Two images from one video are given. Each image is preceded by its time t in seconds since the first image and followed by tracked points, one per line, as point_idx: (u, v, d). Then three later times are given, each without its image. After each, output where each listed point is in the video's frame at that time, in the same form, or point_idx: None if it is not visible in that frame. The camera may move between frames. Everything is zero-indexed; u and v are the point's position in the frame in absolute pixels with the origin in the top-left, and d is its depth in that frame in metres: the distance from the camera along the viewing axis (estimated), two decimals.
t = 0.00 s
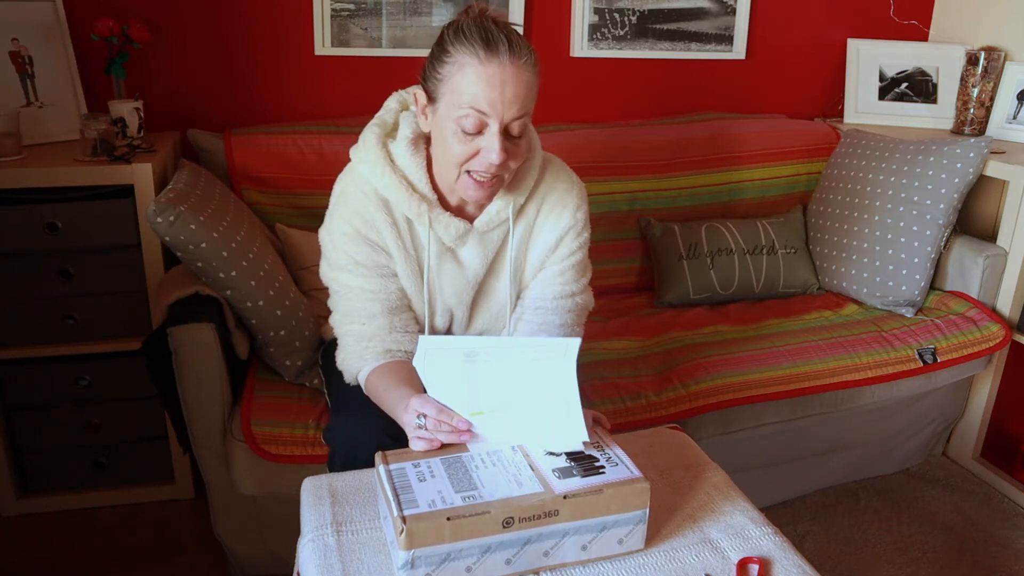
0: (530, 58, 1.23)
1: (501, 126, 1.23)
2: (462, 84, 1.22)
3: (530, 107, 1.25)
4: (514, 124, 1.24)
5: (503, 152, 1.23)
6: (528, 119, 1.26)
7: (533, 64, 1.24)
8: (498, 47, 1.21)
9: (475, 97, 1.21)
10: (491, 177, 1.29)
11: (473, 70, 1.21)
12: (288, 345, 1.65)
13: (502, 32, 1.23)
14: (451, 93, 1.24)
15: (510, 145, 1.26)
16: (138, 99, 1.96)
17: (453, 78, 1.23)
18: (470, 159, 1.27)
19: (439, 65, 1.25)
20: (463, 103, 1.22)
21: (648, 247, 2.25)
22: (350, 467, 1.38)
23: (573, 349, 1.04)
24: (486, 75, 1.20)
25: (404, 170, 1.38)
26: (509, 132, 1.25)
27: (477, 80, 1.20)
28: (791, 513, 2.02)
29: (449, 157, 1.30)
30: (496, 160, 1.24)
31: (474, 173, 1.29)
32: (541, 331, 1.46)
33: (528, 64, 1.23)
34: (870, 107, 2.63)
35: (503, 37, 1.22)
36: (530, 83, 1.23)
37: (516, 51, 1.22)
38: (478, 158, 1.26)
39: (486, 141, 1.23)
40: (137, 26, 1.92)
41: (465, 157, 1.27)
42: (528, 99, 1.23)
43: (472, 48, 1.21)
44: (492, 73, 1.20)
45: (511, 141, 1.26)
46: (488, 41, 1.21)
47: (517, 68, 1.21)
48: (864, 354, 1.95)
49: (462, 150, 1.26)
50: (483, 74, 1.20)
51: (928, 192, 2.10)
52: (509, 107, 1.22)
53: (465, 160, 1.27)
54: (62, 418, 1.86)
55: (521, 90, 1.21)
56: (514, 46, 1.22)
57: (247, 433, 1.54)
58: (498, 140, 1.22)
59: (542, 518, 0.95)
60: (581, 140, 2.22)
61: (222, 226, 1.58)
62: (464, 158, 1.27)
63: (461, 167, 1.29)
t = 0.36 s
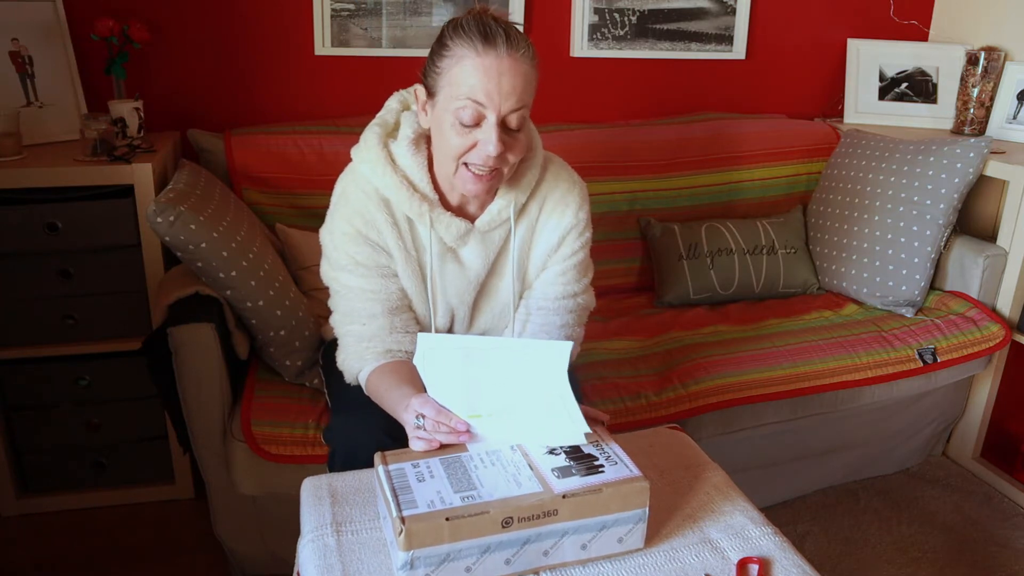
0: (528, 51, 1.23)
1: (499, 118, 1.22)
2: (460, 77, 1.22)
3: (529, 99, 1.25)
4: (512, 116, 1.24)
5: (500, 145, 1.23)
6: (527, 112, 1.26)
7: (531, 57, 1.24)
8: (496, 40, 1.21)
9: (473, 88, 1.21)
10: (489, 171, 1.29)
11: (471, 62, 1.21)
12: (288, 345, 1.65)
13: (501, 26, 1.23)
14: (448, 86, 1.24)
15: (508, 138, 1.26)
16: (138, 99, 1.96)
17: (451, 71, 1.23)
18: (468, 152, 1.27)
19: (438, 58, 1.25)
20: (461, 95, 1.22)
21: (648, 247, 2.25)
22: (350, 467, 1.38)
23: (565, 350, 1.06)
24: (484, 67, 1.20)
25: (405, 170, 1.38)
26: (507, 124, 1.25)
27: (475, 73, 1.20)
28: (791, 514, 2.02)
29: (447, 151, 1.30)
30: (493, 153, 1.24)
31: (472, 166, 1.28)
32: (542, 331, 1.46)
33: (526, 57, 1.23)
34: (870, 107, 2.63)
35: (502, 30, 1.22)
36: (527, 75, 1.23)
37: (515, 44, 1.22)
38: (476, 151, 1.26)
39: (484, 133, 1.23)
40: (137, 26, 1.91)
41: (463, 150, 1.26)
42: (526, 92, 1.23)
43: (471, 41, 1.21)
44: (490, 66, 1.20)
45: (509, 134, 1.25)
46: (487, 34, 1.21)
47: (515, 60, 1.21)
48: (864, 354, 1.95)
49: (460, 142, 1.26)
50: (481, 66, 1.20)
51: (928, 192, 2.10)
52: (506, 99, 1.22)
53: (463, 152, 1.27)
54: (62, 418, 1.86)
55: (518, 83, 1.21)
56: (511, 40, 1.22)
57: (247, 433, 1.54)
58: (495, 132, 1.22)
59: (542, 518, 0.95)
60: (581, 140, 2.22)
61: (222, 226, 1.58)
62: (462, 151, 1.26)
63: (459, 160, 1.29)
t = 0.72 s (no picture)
0: (503, 30, 1.26)
1: (475, 92, 1.24)
2: (437, 57, 1.25)
3: (507, 75, 1.26)
4: (487, 89, 1.25)
5: (476, 117, 1.24)
6: (507, 88, 1.27)
7: (507, 36, 1.26)
8: (469, 18, 1.24)
9: (446, 62, 1.24)
10: (474, 151, 1.27)
11: (445, 40, 1.24)
12: (288, 345, 1.65)
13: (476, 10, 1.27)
14: (428, 68, 1.27)
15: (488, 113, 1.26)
16: (138, 99, 1.96)
17: (430, 53, 1.26)
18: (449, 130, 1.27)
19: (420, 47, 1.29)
20: (438, 73, 1.25)
21: (648, 247, 2.25)
22: (350, 467, 1.37)
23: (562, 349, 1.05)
24: (457, 43, 1.23)
25: (401, 170, 1.38)
26: (485, 100, 1.26)
27: (449, 50, 1.23)
28: (790, 513, 2.02)
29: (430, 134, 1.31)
30: (470, 126, 1.24)
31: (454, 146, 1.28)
32: (542, 330, 1.46)
33: (501, 34, 1.25)
34: (870, 107, 2.63)
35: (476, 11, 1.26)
36: (503, 50, 1.24)
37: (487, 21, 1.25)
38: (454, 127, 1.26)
39: (461, 108, 1.25)
40: (137, 26, 1.92)
41: (443, 128, 1.28)
42: (501, 65, 1.24)
43: (445, 22, 1.25)
44: (463, 42, 1.23)
45: (487, 109, 1.26)
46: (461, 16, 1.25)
47: (488, 36, 1.23)
48: (864, 354, 1.95)
49: (440, 121, 1.27)
50: (455, 43, 1.23)
51: (928, 192, 2.10)
52: (480, 71, 1.23)
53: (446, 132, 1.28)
54: (62, 418, 1.86)
55: (492, 56, 1.23)
56: (485, 19, 1.25)
57: (246, 433, 1.54)
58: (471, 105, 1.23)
59: (535, 524, 0.94)
60: (581, 140, 2.22)
61: (222, 227, 1.58)
62: (442, 129, 1.27)
63: (441, 141, 1.29)
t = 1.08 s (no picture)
0: (492, 37, 1.22)
1: (454, 103, 1.23)
2: (425, 62, 1.24)
3: (488, 87, 1.22)
4: (468, 103, 1.23)
5: (450, 130, 1.23)
6: (489, 101, 1.23)
7: (496, 43, 1.22)
8: (461, 25, 1.22)
9: (431, 71, 1.22)
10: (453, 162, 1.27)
11: (435, 47, 1.23)
12: (289, 345, 1.65)
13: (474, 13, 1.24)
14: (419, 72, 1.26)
15: (467, 124, 1.25)
16: (138, 99, 1.96)
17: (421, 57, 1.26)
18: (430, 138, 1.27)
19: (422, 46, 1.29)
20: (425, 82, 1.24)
21: (648, 247, 2.25)
22: (349, 468, 1.37)
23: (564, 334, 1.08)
24: (444, 52, 1.21)
25: (401, 167, 1.37)
26: (466, 112, 1.24)
27: (434, 57, 1.22)
28: (790, 513, 2.02)
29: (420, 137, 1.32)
30: (446, 138, 1.24)
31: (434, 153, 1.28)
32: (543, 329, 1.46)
33: (491, 42, 1.22)
34: (870, 107, 2.63)
35: (471, 15, 1.23)
36: (490, 63, 1.22)
37: (478, 28, 1.22)
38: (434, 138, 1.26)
39: (440, 118, 1.24)
40: (137, 26, 1.92)
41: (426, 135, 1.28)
42: (484, 78, 1.21)
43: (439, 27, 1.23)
44: (447, 49, 1.21)
45: (466, 121, 1.24)
46: (455, 21, 1.23)
47: (472, 45, 1.21)
48: (864, 354, 1.95)
49: (424, 128, 1.27)
50: (440, 50, 1.22)
51: (928, 192, 2.10)
52: (463, 84, 1.21)
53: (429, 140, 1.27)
54: (62, 418, 1.86)
55: (472, 68, 1.21)
56: (475, 24, 1.22)
57: (246, 433, 1.54)
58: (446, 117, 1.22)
59: (536, 524, 0.95)
60: (581, 140, 2.22)
61: (222, 227, 1.58)
62: (425, 136, 1.27)
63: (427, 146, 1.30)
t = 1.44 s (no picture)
0: (495, 53, 1.21)
1: (459, 122, 1.23)
2: (430, 78, 1.24)
3: (494, 105, 1.22)
4: (474, 120, 1.23)
5: (456, 148, 1.24)
6: (496, 119, 1.24)
7: (501, 58, 1.22)
8: (464, 41, 1.21)
9: (436, 90, 1.23)
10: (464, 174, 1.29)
11: (439, 64, 1.22)
12: (289, 345, 1.65)
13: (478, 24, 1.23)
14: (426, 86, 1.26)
15: (473, 140, 1.25)
16: (138, 99, 1.96)
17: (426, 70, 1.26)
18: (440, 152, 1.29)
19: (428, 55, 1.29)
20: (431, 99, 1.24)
21: (648, 247, 2.25)
22: (349, 468, 1.38)
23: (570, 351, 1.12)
24: (448, 70, 1.21)
25: (410, 169, 1.38)
26: (472, 128, 1.24)
27: (438, 75, 1.22)
28: (791, 514, 2.02)
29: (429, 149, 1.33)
30: (455, 156, 1.25)
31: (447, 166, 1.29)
32: (556, 330, 1.43)
33: (494, 58, 1.21)
34: (870, 107, 2.63)
35: (474, 28, 1.22)
36: (493, 81, 1.21)
37: (481, 44, 1.21)
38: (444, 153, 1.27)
39: (447, 136, 1.25)
40: (136, 26, 1.92)
41: (436, 150, 1.29)
42: (488, 96, 1.21)
43: (443, 43, 1.23)
44: (451, 68, 1.21)
45: (474, 138, 1.25)
46: (458, 36, 1.22)
47: (476, 63, 1.20)
48: (864, 354, 1.95)
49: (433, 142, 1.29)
50: (444, 68, 1.21)
51: (928, 192, 2.10)
52: (467, 103, 1.21)
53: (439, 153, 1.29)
54: (61, 418, 1.86)
55: (477, 87, 1.21)
56: (479, 38, 1.21)
57: (246, 433, 1.54)
58: (453, 137, 1.24)
59: (536, 524, 0.94)
60: (581, 140, 2.22)
61: (222, 227, 1.58)
62: (435, 150, 1.29)
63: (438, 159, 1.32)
